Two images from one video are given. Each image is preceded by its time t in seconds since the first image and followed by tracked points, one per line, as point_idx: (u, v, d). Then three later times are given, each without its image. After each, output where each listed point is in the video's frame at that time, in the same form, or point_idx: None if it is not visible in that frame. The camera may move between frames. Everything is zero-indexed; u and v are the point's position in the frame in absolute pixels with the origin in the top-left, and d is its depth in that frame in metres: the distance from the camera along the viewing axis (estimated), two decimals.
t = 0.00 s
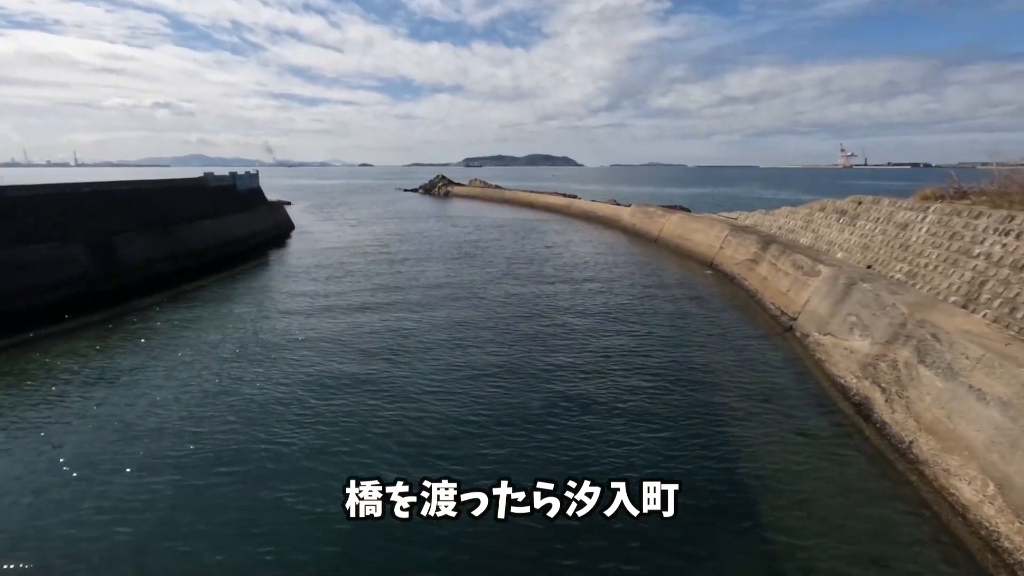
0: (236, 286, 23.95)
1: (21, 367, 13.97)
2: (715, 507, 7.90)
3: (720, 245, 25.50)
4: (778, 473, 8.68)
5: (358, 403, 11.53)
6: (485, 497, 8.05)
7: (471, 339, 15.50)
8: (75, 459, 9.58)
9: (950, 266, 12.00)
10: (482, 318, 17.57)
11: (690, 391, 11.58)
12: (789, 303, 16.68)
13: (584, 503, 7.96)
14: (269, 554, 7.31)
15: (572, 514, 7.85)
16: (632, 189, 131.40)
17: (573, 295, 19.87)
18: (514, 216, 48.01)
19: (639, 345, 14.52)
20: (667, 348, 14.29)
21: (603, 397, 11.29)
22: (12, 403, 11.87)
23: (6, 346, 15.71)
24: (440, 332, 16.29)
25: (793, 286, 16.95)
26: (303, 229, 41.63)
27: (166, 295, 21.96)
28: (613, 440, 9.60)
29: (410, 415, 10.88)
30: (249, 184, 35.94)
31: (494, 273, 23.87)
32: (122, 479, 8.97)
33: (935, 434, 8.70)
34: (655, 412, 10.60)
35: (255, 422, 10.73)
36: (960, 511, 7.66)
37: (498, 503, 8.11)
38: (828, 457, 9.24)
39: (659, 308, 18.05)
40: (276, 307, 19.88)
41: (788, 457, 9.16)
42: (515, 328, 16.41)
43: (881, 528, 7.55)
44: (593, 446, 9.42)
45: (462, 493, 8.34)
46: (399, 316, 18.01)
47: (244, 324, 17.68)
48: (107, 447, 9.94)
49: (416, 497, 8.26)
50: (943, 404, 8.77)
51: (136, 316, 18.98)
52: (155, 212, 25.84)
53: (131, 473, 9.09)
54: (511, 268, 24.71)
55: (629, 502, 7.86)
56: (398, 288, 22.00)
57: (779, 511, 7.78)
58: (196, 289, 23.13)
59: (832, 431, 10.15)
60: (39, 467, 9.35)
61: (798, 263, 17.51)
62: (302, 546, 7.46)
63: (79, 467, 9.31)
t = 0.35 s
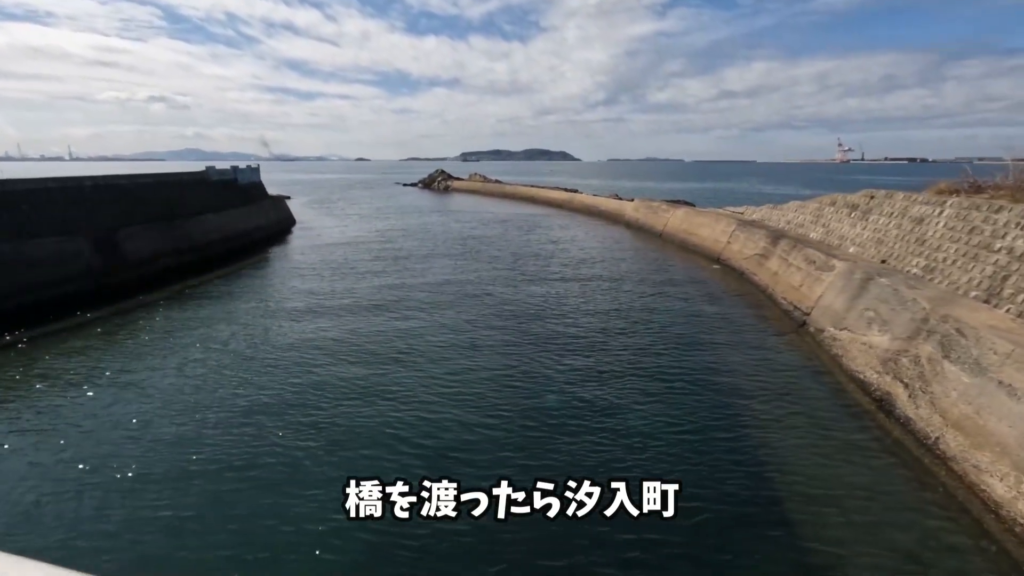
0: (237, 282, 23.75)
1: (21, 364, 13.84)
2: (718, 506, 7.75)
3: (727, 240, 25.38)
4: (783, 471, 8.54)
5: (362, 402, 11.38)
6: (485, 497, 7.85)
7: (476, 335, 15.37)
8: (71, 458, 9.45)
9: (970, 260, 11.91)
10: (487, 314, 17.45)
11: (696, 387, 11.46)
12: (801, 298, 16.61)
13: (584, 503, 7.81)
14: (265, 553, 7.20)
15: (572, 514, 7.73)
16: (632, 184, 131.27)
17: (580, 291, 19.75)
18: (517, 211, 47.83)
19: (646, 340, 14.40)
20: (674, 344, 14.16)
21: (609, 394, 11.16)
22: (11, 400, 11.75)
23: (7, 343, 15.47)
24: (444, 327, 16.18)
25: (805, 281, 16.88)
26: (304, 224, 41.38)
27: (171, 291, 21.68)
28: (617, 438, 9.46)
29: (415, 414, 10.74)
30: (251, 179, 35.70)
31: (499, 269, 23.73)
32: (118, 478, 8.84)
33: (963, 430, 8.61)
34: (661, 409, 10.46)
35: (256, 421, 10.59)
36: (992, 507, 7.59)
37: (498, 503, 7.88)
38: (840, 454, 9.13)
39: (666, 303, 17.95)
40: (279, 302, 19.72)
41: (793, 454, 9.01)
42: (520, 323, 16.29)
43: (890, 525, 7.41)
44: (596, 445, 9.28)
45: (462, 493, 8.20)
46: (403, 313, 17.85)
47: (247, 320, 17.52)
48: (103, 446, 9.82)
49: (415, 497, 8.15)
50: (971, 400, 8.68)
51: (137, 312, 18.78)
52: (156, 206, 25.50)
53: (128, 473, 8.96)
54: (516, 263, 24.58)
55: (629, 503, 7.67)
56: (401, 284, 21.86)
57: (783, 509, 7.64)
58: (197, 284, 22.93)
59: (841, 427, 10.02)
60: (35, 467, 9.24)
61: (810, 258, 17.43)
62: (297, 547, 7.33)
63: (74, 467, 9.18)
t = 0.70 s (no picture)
0: (235, 279, 23.56)
1: (19, 364, 13.68)
2: (720, 505, 7.69)
3: (729, 236, 25.40)
4: (784, 467, 8.52)
5: (366, 402, 11.28)
6: (485, 497, 7.84)
7: (479, 332, 15.31)
8: (68, 458, 9.34)
9: (983, 257, 11.92)
10: (489, 311, 17.39)
11: (700, 384, 11.43)
12: (808, 295, 16.63)
13: (584, 503, 7.77)
14: (263, 554, 7.15)
15: (571, 514, 7.69)
16: (629, 179, 131.31)
17: (582, 287, 19.73)
18: (516, 207, 47.71)
19: (650, 337, 14.36)
20: (678, 340, 14.13)
21: (613, 393, 11.11)
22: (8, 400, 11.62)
23: (8, 342, 15.26)
24: (447, 324, 16.11)
25: (812, 278, 16.89)
26: (302, 220, 41.10)
27: (172, 288, 21.45)
28: (620, 437, 9.41)
29: (420, 414, 10.67)
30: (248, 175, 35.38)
31: (501, 266, 23.66)
32: (115, 479, 8.75)
33: (984, 427, 8.61)
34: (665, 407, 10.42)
35: (260, 421, 10.51)
36: (1016, 505, 7.59)
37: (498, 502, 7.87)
38: (846, 450, 9.13)
39: (670, 299, 17.95)
40: (279, 300, 19.59)
41: (795, 448, 8.99)
42: (523, 320, 16.26)
43: (890, 522, 7.41)
44: (597, 443, 9.24)
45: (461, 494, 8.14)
46: (405, 311, 17.75)
47: (248, 319, 17.37)
48: (100, 446, 9.71)
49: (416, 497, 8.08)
50: (991, 397, 8.67)
51: (134, 310, 18.60)
52: (155, 203, 25.21)
53: (125, 474, 8.88)
54: (518, 260, 24.51)
55: (628, 503, 7.67)
56: (402, 281, 21.76)
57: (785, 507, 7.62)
58: (196, 281, 22.73)
59: (845, 425, 10.03)
60: (31, 467, 9.12)
61: (817, 254, 17.44)
62: (303, 547, 7.29)
63: (70, 468, 9.07)
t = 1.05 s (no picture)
0: (233, 276, 23.28)
1: (16, 365, 13.45)
2: (738, 500, 7.61)
3: (732, 232, 25.36)
4: (796, 465, 8.37)
5: (371, 402, 11.10)
6: (485, 497, 7.81)
7: (484, 330, 15.16)
8: (66, 462, 9.20)
9: (998, 254, 11.89)
10: (494, 307, 17.27)
11: (710, 379, 11.34)
12: (817, 291, 16.60)
13: (584, 503, 7.69)
14: (266, 559, 7.04)
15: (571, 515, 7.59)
16: (625, 174, 131.54)
17: (586, 283, 19.65)
18: (515, 203, 47.54)
19: (656, 332, 14.22)
20: (684, 335, 14.00)
21: (621, 390, 10.97)
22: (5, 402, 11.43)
23: (9, 341, 14.99)
24: (451, 321, 15.98)
25: (821, 274, 16.87)
26: (299, 216, 40.76)
27: (173, 286, 21.16)
28: (629, 435, 9.27)
29: (427, 413, 10.50)
30: (245, 171, 35.03)
31: (504, 262, 23.54)
32: (113, 482, 8.62)
33: (1007, 425, 8.56)
34: (674, 405, 10.29)
35: (268, 421, 10.39)
36: None
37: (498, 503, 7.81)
38: (861, 447, 9.01)
39: (676, 295, 17.89)
40: (281, 298, 19.40)
41: (805, 446, 8.86)
42: (528, 317, 16.16)
43: (905, 522, 7.27)
44: (605, 442, 9.10)
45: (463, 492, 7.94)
46: (408, 308, 17.55)
47: (249, 318, 17.16)
48: (98, 449, 9.56)
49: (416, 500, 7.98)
50: (1013, 395, 8.62)
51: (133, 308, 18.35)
52: (153, 199, 24.87)
53: (124, 477, 8.75)
54: (520, 256, 24.39)
55: (628, 502, 7.61)
56: (404, 278, 21.60)
57: (795, 507, 7.49)
58: (195, 279, 22.45)
59: (858, 421, 9.92)
60: (29, 471, 8.98)
61: (824, 251, 17.41)
62: (315, 548, 7.20)
63: (68, 472, 8.93)
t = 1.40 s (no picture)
0: (235, 271, 23.05)
1: (20, 362, 13.28)
2: (763, 487, 7.52)
3: (737, 226, 25.33)
4: (818, 458, 8.19)
5: (382, 397, 10.90)
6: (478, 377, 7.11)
7: (493, 325, 15.00)
8: (71, 463, 9.03)
9: (1015, 247, 11.84)
10: (503, 302, 17.15)
11: (726, 372, 11.27)
12: (828, 286, 16.56)
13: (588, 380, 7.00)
14: (286, 562, 6.91)
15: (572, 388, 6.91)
16: (622, 170, 131.54)
17: (594, 279, 19.57)
18: (515, 198, 47.48)
19: (668, 327, 14.09)
20: (696, 330, 13.88)
21: (636, 384, 10.81)
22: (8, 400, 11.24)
23: (11, 338, 14.78)
24: (460, 316, 15.85)
25: (831, 269, 16.84)
26: (299, 211, 40.48)
27: (175, 281, 20.94)
28: (646, 428, 9.09)
29: (439, 408, 10.30)
30: (246, 166, 34.74)
31: (509, 258, 23.43)
32: (121, 485, 8.48)
33: None
34: (691, 398, 10.12)
35: (281, 417, 10.26)
36: None
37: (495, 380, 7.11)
38: (882, 440, 8.87)
39: (684, 289, 17.82)
40: (285, 293, 19.21)
41: (826, 438, 8.72)
42: (538, 312, 16.06)
43: (935, 513, 7.11)
44: (622, 435, 8.91)
45: (479, 494, 7.79)
46: (415, 302, 17.37)
47: (254, 312, 16.95)
48: (104, 449, 9.40)
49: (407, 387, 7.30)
50: None
51: (136, 303, 18.14)
52: (154, 194, 24.62)
53: (131, 479, 8.62)
54: (525, 252, 24.30)
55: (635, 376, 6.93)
56: (409, 273, 21.47)
57: (820, 498, 7.30)
58: (197, 274, 22.21)
59: (877, 416, 9.82)
60: (33, 473, 8.81)
61: (834, 245, 17.38)
62: (335, 547, 7.09)
63: (73, 474, 8.77)
